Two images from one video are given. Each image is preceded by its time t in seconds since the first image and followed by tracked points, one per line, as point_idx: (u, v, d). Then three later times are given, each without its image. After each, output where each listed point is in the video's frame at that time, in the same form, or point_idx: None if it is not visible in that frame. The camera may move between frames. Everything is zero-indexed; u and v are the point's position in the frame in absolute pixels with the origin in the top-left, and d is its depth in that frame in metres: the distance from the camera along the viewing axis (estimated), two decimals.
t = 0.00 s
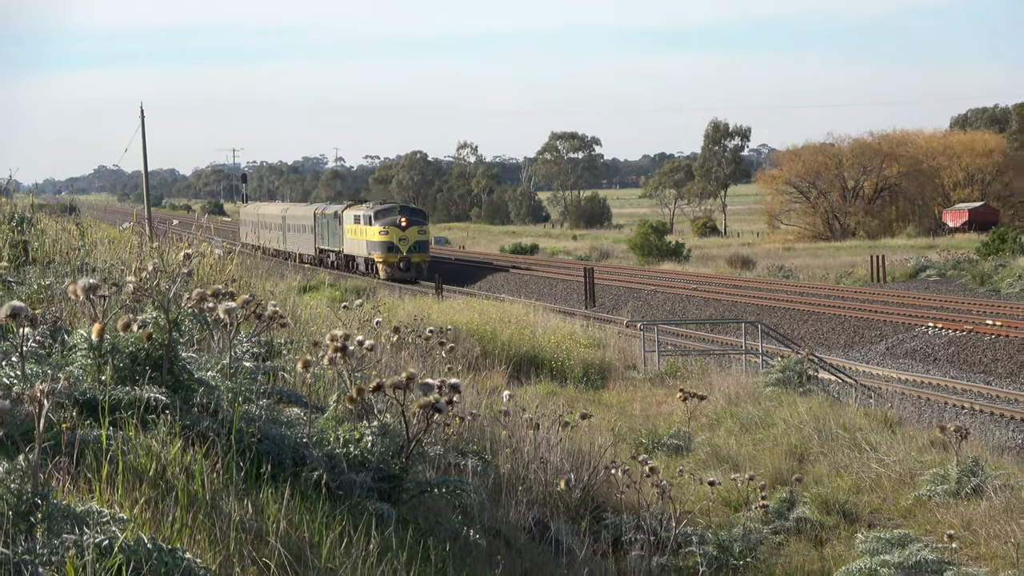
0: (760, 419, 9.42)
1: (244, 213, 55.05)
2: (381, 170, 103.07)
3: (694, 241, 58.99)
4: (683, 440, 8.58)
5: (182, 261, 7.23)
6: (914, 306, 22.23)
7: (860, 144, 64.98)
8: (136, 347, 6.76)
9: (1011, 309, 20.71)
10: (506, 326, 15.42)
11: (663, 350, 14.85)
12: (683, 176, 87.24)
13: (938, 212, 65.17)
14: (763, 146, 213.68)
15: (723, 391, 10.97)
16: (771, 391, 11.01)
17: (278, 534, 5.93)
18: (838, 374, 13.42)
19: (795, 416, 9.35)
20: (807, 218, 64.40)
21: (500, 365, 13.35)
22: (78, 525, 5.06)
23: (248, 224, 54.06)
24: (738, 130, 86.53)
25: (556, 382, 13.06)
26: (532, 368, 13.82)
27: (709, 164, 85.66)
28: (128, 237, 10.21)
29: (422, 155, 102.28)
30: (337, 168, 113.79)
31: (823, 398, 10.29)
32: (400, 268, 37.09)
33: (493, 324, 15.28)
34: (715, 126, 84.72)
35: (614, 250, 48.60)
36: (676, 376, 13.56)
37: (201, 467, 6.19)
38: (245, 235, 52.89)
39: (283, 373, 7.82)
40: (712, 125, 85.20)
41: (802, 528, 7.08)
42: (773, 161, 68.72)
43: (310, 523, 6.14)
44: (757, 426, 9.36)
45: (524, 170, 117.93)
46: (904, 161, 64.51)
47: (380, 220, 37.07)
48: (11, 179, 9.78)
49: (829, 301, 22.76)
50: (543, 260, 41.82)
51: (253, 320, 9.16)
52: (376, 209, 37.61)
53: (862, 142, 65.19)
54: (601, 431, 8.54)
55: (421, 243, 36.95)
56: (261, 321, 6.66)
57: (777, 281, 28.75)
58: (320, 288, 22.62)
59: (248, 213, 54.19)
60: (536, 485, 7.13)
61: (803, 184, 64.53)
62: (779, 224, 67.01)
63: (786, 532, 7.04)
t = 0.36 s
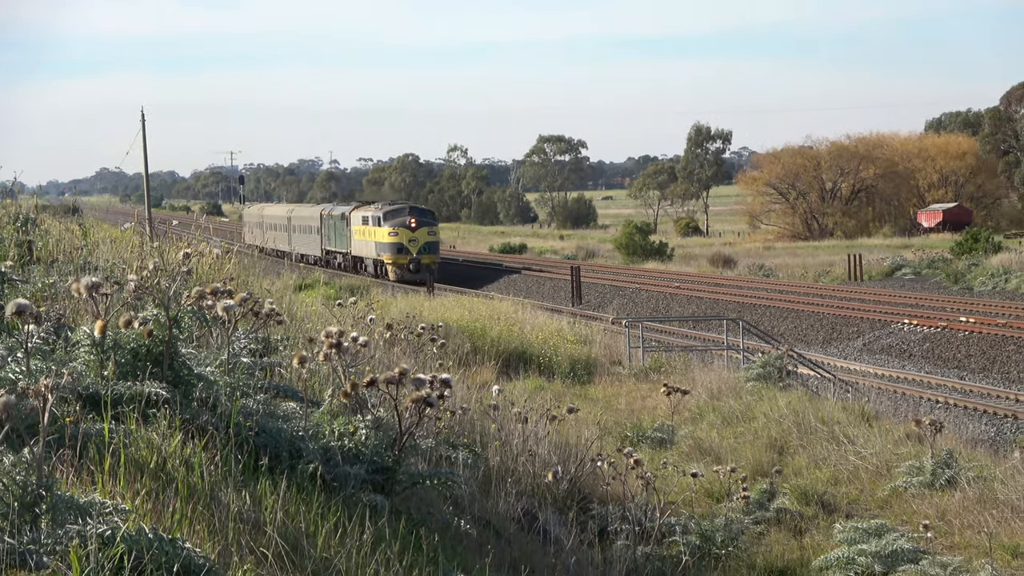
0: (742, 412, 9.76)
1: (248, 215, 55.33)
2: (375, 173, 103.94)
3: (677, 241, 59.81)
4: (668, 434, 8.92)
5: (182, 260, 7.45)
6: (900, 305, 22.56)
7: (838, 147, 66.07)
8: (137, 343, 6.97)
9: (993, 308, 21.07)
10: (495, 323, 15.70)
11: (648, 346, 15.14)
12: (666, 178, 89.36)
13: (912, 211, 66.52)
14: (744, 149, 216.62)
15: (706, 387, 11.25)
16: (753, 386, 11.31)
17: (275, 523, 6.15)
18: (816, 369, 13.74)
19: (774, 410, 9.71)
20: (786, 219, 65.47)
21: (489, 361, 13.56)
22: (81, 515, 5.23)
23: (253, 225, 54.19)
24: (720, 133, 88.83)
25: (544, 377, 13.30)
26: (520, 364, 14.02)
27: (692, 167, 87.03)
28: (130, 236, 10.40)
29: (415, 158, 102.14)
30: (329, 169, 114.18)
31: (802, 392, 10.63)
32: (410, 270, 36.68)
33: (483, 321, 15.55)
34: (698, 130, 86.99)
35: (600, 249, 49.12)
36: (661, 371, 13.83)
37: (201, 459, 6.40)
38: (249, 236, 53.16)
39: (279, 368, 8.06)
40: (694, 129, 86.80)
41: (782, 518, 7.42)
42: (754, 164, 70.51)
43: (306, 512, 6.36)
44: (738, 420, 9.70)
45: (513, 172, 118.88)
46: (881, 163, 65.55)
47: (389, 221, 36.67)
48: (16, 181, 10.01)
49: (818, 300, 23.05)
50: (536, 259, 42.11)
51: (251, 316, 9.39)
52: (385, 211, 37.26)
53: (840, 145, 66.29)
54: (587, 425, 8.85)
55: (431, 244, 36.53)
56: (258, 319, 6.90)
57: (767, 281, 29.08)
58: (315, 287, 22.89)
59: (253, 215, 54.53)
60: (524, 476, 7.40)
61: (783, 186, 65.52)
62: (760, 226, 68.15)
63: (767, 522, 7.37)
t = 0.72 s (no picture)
0: (724, 406, 10.12)
1: (255, 214, 55.84)
2: (368, 173, 104.34)
3: (660, 241, 60.76)
4: (652, 426, 9.27)
5: (182, 257, 7.67)
6: (884, 303, 22.95)
7: (818, 150, 67.80)
8: (139, 338, 7.19)
9: (975, 307, 21.51)
10: (485, 319, 16.01)
11: (633, 342, 15.39)
12: (652, 180, 91.10)
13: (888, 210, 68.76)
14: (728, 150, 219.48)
15: (688, 380, 11.57)
16: (733, 380, 11.67)
17: (271, 512, 6.37)
18: (797, 365, 14.07)
19: (756, 404, 10.07)
20: (767, 219, 66.74)
21: (479, 356, 13.75)
22: (84, 504, 5.41)
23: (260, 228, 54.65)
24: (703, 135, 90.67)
25: (532, 372, 13.56)
26: (510, 359, 14.23)
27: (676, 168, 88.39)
28: (131, 236, 10.57)
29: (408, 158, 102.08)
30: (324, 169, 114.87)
31: (782, 386, 11.00)
32: (422, 270, 36.18)
33: (473, 318, 15.86)
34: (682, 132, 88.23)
35: (587, 248, 49.78)
36: (645, 366, 14.10)
37: (200, 450, 6.61)
38: (254, 235, 53.50)
39: (276, 362, 8.31)
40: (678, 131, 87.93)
41: (763, 508, 7.73)
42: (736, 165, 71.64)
43: (302, 502, 6.58)
44: (720, 413, 10.07)
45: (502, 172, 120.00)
46: (858, 166, 67.57)
47: (400, 221, 36.13)
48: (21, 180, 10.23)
49: (805, 299, 23.35)
50: (528, 258, 42.49)
51: (249, 312, 9.62)
52: (396, 210, 36.69)
53: (820, 149, 67.99)
54: (575, 418, 9.16)
55: (443, 244, 35.98)
56: (256, 315, 7.14)
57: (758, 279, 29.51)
58: (312, 284, 23.17)
59: (259, 215, 55.12)
60: (513, 467, 7.69)
61: (763, 187, 66.97)
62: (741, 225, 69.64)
63: (748, 511, 7.67)
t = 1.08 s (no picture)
0: (708, 400, 10.48)
1: (263, 215, 56.09)
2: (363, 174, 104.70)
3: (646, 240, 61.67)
4: (638, 419, 9.62)
5: (183, 255, 7.89)
6: (868, 300, 23.43)
7: (799, 151, 70.41)
8: (141, 333, 7.40)
9: (955, 304, 22.11)
10: (477, 316, 16.30)
11: (620, 337, 15.68)
12: (638, 181, 92.58)
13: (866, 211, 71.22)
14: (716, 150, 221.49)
15: (673, 375, 11.90)
16: (717, 374, 12.04)
17: (270, 502, 6.58)
18: (779, 359, 14.40)
19: (739, 397, 10.42)
20: (751, 218, 68.90)
21: (472, 351, 13.94)
22: (88, 495, 5.59)
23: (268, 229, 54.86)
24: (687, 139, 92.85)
25: (522, 366, 13.79)
26: (500, 354, 14.44)
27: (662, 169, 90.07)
28: (134, 234, 10.80)
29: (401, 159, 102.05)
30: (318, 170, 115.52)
31: (764, 380, 11.38)
32: (434, 271, 36.07)
33: (465, 314, 16.14)
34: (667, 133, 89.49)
35: (575, 247, 50.40)
36: (632, 361, 14.37)
37: (200, 442, 6.81)
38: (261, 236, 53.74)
39: (274, 357, 8.55)
40: (663, 134, 89.54)
41: (746, 498, 8.03)
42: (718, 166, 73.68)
43: (299, 493, 6.80)
44: (705, 406, 10.43)
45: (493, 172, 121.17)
46: (838, 166, 70.21)
47: (413, 221, 36.02)
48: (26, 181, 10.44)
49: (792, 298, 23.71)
50: (520, 257, 42.87)
51: (248, 309, 9.86)
52: (409, 210, 36.56)
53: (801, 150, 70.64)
54: (564, 412, 9.48)
55: (456, 245, 35.88)
56: (255, 311, 7.37)
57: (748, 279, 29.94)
58: (309, 281, 23.43)
59: (264, 214, 55.31)
60: (504, 459, 7.97)
61: (747, 187, 69.34)
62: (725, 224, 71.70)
63: (731, 501, 7.97)
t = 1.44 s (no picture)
0: (695, 393, 10.81)
1: (270, 215, 56.29)
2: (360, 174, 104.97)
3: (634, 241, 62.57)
4: (627, 412, 9.96)
5: (185, 253, 8.13)
6: (850, 298, 24.18)
7: (783, 155, 73.21)
8: (144, 329, 7.63)
9: (932, 300, 23.10)
10: (470, 312, 16.60)
11: (609, 333, 15.97)
12: (626, 181, 93.99)
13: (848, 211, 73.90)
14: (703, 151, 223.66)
15: (661, 370, 12.23)
16: (703, 369, 12.40)
17: (269, 493, 6.79)
18: (763, 354, 14.71)
19: (723, 392, 10.77)
20: (734, 219, 71.55)
21: (465, 346, 14.17)
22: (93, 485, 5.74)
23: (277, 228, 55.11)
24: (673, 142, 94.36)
25: (514, 361, 14.02)
26: (493, 349, 14.67)
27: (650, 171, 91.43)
28: (139, 233, 11.04)
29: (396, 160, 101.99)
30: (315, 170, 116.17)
31: (748, 375, 11.77)
32: (449, 272, 36.19)
33: (458, 311, 16.43)
34: (653, 137, 90.52)
35: (565, 245, 50.98)
36: (620, 356, 14.67)
37: (202, 434, 7.02)
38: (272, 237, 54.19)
39: (274, 352, 8.81)
40: (651, 137, 89.76)
41: (730, 490, 8.32)
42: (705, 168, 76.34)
43: (298, 483, 7.00)
44: (691, 399, 10.77)
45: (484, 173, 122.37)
46: (819, 169, 73.00)
47: (429, 221, 36.08)
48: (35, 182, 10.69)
49: (774, 295, 24.62)
50: (513, 257, 43.30)
51: (247, 305, 10.11)
52: (424, 210, 36.61)
53: (784, 153, 73.38)
54: (555, 405, 9.79)
55: (472, 245, 36.00)
56: (255, 308, 7.61)
57: (738, 279, 30.49)
58: (307, 279, 23.69)
59: (272, 214, 55.69)
60: (496, 451, 8.25)
61: (731, 189, 71.87)
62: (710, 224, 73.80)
63: (716, 492, 8.27)
